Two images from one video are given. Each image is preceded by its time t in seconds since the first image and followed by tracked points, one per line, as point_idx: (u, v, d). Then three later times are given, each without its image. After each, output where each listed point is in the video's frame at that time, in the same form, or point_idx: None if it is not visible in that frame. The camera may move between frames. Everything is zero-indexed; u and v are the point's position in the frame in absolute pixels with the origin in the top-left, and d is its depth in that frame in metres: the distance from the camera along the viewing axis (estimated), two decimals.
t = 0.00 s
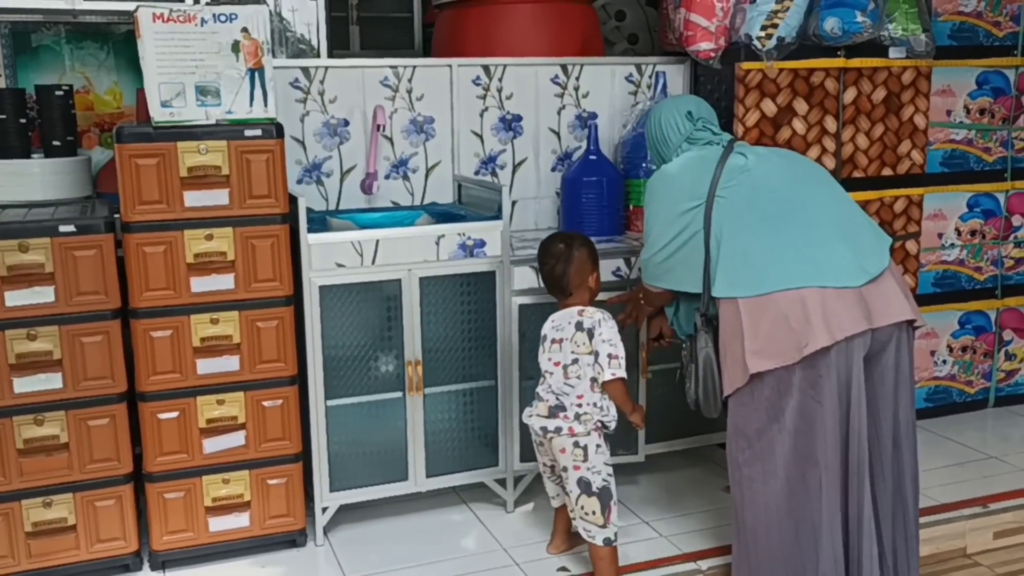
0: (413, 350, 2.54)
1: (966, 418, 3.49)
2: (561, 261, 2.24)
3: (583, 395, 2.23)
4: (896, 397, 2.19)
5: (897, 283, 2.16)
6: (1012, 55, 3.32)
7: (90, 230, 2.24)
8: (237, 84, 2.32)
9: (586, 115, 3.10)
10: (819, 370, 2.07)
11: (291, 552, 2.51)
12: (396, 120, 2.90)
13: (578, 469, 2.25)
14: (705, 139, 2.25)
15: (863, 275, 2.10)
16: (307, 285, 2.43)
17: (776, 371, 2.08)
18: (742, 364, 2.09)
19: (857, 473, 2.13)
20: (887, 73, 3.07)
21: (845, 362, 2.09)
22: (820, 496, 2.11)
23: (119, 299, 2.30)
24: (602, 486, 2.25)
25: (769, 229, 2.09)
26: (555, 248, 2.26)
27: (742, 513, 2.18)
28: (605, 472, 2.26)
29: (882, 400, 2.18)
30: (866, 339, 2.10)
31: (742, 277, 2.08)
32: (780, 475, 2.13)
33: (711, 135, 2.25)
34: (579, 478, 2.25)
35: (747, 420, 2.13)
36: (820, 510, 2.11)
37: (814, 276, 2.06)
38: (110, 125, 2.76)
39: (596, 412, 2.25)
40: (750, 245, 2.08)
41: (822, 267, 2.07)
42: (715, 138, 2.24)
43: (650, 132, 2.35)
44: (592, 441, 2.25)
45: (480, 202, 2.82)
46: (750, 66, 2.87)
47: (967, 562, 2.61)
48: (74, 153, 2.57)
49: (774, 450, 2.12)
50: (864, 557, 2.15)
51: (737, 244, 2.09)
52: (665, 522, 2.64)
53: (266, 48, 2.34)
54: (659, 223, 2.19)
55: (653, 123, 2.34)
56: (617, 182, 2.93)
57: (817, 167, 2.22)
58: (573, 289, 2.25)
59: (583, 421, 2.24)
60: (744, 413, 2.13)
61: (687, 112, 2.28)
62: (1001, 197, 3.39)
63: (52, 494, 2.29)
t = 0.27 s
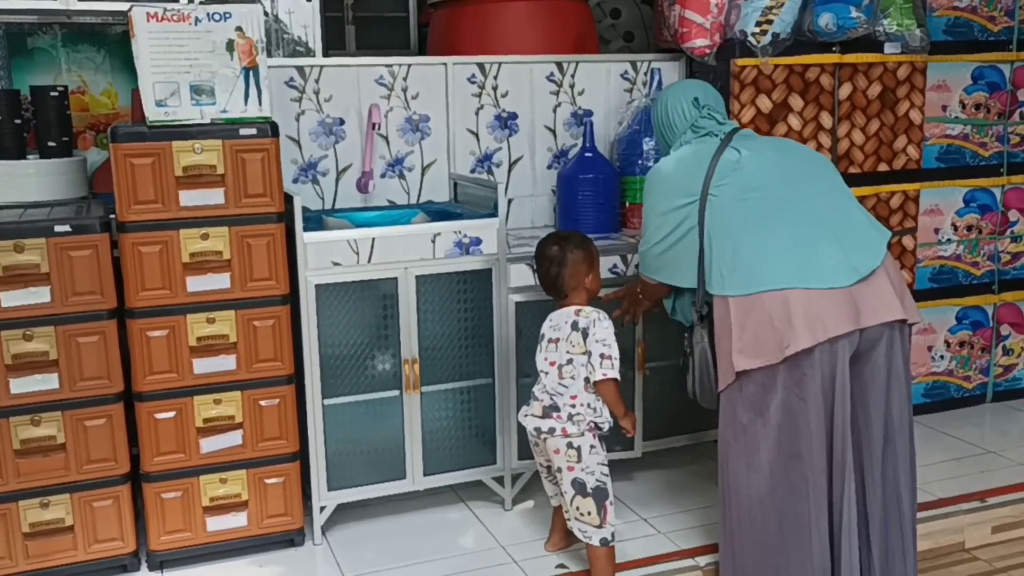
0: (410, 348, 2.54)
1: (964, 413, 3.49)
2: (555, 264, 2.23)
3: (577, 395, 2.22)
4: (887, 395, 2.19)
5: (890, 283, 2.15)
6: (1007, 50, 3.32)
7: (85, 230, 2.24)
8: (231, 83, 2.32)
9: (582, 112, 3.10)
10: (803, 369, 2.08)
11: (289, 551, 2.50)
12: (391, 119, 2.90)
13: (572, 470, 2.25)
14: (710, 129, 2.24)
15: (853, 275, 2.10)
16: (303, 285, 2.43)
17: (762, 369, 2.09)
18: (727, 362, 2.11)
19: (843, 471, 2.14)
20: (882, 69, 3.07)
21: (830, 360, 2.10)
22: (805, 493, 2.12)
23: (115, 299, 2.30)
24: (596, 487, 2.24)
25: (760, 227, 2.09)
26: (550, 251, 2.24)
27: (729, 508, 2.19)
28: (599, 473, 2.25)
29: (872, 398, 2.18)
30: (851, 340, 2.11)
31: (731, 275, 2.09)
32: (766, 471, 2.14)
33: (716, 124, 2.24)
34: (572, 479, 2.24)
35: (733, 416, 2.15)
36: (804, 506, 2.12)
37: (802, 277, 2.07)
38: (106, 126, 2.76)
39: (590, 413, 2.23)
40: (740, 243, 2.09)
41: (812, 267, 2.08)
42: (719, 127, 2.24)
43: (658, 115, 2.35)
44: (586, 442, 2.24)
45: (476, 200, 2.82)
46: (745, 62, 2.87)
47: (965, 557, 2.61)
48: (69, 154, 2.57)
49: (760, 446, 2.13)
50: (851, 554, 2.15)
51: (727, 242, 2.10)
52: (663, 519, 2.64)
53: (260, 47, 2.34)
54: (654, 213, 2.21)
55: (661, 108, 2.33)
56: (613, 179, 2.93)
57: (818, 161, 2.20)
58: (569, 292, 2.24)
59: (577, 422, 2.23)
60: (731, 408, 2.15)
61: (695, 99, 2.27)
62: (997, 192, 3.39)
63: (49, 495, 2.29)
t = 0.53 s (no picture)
0: (404, 349, 2.54)
1: (958, 407, 3.50)
2: (548, 263, 2.23)
3: (572, 395, 2.24)
4: (877, 396, 2.20)
5: (881, 286, 2.15)
6: (997, 46, 3.34)
7: (78, 235, 2.24)
8: (222, 87, 2.32)
9: (573, 112, 3.11)
10: (788, 367, 2.10)
11: (286, 553, 2.51)
12: (383, 121, 2.90)
13: (568, 469, 2.25)
14: (716, 114, 2.23)
15: (844, 280, 2.10)
16: (296, 286, 2.43)
17: (750, 366, 2.12)
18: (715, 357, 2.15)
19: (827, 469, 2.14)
20: (872, 65, 3.09)
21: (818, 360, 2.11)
22: (786, 490, 2.13)
23: (109, 303, 2.30)
24: (592, 486, 2.25)
25: (751, 227, 2.10)
26: (543, 250, 2.24)
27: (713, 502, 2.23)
28: (595, 472, 2.26)
29: (860, 399, 2.18)
30: (840, 341, 2.11)
31: (720, 272, 2.12)
32: (748, 467, 2.17)
33: (723, 111, 2.23)
34: (569, 478, 2.25)
35: (719, 410, 2.18)
36: (785, 503, 2.14)
37: (791, 279, 2.08)
38: (98, 131, 2.76)
39: (584, 413, 2.25)
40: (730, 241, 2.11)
41: (802, 269, 2.08)
42: (726, 113, 2.23)
43: (668, 94, 2.35)
44: (581, 442, 2.25)
45: (469, 200, 2.83)
46: (735, 60, 2.88)
47: (959, 550, 2.63)
48: (61, 159, 2.57)
49: (743, 442, 2.17)
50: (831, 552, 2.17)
51: (717, 239, 2.13)
52: (658, 517, 2.65)
53: (251, 50, 2.35)
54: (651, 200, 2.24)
55: (671, 89, 2.33)
56: (606, 179, 2.93)
57: (821, 157, 2.18)
58: (561, 290, 2.24)
59: (572, 422, 2.24)
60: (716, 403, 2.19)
61: (707, 78, 2.27)
62: (988, 187, 3.40)
63: (45, 500, 2.29)
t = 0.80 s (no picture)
0: (400, 350, 2.54)
1: (954, 404, 3.51)
2: (541, 262, 2.23)
3: (564, 397, 2.23)
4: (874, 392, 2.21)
5: (876, 283, 2.16)
6: (990, 43, 3.34)
7: (73, 237, 2.24)
8: (216, 89, 2.32)
9: (569, 112, 3.11)
10: (792, 364, 2.11)
11: (284, 554, 2.51)
12: (378, 121, 2.90)
13: (560, 472, 2.25)
14: (711, 105, 2.20)
15: (841, 277, 2.10)
16: (292, 288, 2.43)
17: (751, 361, 2.12)
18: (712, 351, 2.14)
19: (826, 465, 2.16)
20: (866, 63, 3.09)
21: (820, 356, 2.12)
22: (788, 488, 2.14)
23: (104, 305, 2.30)
24: (583, 489, 2.25)
25: (749, 221, 2.09)
26: (537, 249, 2.25)
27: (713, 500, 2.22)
28: (587, 475, 2.26)
29: (858, 395, 2.20)
30: (839, 339, 2.13)
31: (717, 266, 2.11)
32: (749, 464, 2.16)
33: (717, 102, 2.20)
34: (561, 481, 2.25)
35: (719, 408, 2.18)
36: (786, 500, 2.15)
37: (788, 276, 2.08)
38: (92, 133, 2.76)
39: (575, 415, 2.24)
40: (727, 234, 2.10)
41: (799, 265, 2.08)
42: (719, 105, 2.20)
43: (660, 85, 2.31)
44: (573, 445, 2.25)
45: (465, 200, 2.83)
46: (729, 59, 2.89)
47: (956, 546, 2.63)
48: (56, 161, 2.56)
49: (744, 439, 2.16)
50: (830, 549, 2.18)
51: (714, 233, 2.11)
52: (656, 515, 2.66)
53: (245, 51, 2.35)
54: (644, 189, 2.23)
55: (663, 78, 2.30)
56: (601, 178, 2.94)
57: (816, 153, 2.19)
58: (554, 290, 2.25)
59: (563, 425, 2.24)
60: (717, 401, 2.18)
61: (699, 69, 2.25)
62: (983, 184, 3.41)
63: (42, 503, 2.29)
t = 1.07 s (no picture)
0: (399, 351, 2.54)
1: (953, 403, 3.51)
2: (543, 271, 2.22)
3: (562, 416, 2.22)
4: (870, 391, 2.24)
5: (866, 279, 2.18)
6: (988, 42, 3.34)
7: (71, 241, 2.23)
8: (214, 91, 2.32)
9: (566, 113, 3.11)
10: (791, 364, 2.12)
11: (283, 557, 2.51)
12: (376, 123, 2.91)
13: (556, 490, 2.25)
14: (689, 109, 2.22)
15: (834, 275, 2.12)
16: (291, 290, 2.43)
17: (750, 363, 2.12)
18: (709, 356, 2.13)
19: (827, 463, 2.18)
20: (863, 63, 3.10)
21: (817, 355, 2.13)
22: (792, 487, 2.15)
23: (103, 308, 2.29)
24: (579, 508, 2.24)
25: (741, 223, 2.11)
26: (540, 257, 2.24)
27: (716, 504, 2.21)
28: (584, 494, 2.25)
29: (855, 395, 2.22)
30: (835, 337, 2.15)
31: (710, 270, 2.11)
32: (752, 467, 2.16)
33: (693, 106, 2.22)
34: (557, 498, 2.25)
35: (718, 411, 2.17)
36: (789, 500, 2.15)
37: (782, 276, 2.09)
38: (90, 136, 2.76)
39: (574, 434, 2.22)
40: (718, 238, 2.11)
41: (793, 266, 2.10)
42: (696, 108, 2.22)
43: (632, 90, 2.34)
44: (571, 463, 2.24)
45: (462, 202, 2.83)
46: (727, 59, 2.90)
47: (955, 545, 2.63)
48: (53, 165, 2.56)
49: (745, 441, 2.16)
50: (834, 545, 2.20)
51: (705, 237, 2.11)
52: (656, 516, 2.66)
53: (242, 54, 2.35)
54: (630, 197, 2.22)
55: (636, 83, 2.32)
56: (599, 179, 2.94)
57: (796, 150, 2.22)
58: (556, 300, 2.23)
59: (560, 443, 2.22)
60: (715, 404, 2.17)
61: (671, 71, 2.28)
62: (981, 183, 3.41)
63: (41, 507, 2.29)
